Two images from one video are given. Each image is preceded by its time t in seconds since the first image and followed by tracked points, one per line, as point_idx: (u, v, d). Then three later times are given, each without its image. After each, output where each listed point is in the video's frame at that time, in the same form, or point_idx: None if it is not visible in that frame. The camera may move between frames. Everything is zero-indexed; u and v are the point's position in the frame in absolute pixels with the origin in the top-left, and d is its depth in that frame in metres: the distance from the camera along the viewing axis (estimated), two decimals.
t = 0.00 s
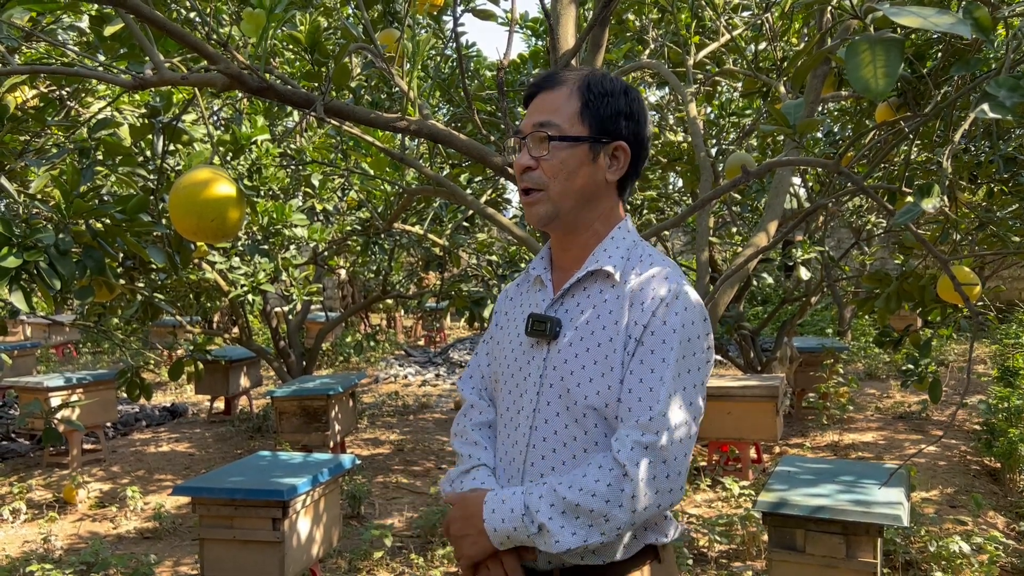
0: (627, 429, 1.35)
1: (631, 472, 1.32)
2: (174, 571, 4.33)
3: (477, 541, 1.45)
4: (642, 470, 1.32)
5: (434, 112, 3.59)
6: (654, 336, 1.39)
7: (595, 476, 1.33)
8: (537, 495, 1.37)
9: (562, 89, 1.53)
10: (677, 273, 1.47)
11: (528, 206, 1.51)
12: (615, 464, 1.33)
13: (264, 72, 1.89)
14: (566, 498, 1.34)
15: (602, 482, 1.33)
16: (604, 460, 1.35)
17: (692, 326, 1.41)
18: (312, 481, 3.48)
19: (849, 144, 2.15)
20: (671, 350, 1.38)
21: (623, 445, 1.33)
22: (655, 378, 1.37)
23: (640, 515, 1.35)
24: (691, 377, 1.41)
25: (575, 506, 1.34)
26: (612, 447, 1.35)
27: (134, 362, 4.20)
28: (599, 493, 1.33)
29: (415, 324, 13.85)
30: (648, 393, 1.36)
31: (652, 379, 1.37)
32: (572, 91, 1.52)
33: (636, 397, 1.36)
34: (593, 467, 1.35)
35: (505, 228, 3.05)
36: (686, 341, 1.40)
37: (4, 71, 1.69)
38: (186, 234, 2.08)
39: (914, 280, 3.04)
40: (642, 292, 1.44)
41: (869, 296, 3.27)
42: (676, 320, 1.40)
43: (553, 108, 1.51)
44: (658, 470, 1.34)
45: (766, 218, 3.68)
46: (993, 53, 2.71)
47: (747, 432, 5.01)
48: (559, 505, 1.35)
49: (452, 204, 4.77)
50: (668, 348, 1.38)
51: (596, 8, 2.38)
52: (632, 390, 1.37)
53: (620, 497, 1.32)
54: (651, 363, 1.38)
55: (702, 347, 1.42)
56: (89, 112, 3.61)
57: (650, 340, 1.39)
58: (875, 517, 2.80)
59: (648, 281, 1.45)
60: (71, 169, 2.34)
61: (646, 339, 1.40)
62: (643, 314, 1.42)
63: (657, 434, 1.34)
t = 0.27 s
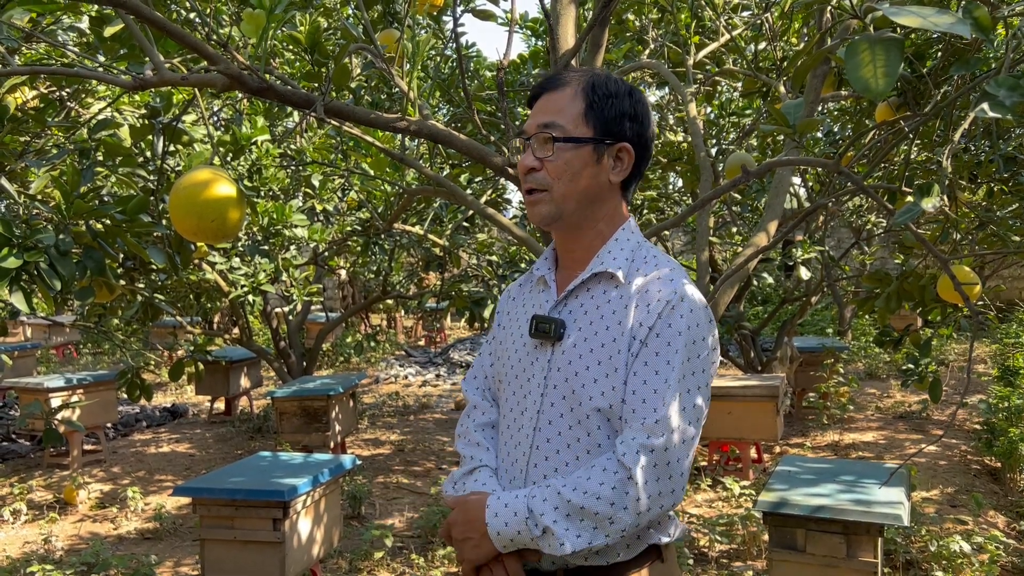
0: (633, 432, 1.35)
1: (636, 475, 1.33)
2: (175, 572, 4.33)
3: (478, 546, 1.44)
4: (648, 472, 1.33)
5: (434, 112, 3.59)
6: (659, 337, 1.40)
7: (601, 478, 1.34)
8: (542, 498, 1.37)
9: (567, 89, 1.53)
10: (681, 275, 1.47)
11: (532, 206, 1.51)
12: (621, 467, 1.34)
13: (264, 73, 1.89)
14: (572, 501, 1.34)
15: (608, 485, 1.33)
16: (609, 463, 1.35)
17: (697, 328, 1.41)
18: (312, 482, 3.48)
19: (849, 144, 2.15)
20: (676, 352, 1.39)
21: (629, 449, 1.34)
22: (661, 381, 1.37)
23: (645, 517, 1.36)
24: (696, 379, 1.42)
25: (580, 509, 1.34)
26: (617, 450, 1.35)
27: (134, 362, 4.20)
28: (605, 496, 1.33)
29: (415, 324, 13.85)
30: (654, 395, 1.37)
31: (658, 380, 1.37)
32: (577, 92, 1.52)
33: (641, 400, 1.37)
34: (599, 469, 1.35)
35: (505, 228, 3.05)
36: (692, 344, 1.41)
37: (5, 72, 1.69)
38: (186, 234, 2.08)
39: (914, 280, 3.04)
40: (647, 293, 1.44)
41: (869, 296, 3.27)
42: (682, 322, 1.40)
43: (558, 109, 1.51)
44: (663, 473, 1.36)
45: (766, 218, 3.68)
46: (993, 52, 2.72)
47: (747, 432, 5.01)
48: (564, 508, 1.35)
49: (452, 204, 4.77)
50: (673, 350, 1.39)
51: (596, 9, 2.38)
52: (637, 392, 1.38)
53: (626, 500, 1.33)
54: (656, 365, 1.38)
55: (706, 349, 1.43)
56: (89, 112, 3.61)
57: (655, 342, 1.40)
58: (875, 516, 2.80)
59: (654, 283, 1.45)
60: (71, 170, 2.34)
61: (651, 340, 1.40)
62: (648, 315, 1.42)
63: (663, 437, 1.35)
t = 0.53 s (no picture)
0: (645, 431, 1.36)
1: (650, 474, 1.34)
2: (176, 573, 4.33)
3: (488, 548, 1.44)
4: (660, 471, 1.34)
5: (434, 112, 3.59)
6: (668, 336, 1.41)
7: (613, 478, 1.34)
8: (554, 499, 1.37)
9: (586, 87, 1.52)
10: (687, 274, 1.49)
11: (546, 202, 1.49)
12: (633, 466, 1.34)
13: (265, 73, 1.89)
14: (585, 502, 1.34)
15: (621, 485, 1.34)
16: (621, 462, 1.35)
17: (704, 326, 1.43)
18: (313, 482, 3.48)
19: (849, 143, 2.15)
20: (686, 351, 1.40)
21: (641, 447, 1.34)
22: (671, 379, 1.38)
23: (658, 516, 1.37)
24: (704, 377, 1.43)
25: (594, 509, 1.34)
26: (629, 449, 1.36)
27: (134, 363, 4.20)
28: (619, 495, 1.34)
29: (415, 325, 13.85)
30: (665, 394, 1.37)
31: (668, 379, 1.38)
32: (600, 92, 1.51)
33: (651, 399, 1.38)
34: (610, 469, 1.36)
35: (506, 229, 3.05)
36: (700, 341, 1.42)
37: (5, 73, 1.69)
38: (186, 235, 2.08)
39: (914, 280, 3.04)
40: (654, 292, 1.45)
41: (869, 296, 3.27)
42: (690, 321, 1.41)
43: (582, 106, 1.50)
44: (676, 471, 1.36)
45: (766, 218, 3.68)
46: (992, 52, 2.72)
47: (748, 432, 5.01)
48: (577, 508, 1.35)
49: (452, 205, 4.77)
50: (683, 349, 1.40)
51: (596, 9, 2.38)
52: (647, 391, 1.39)
53: (640, 499, 1.34)
54: (666, 363, 1.39)
55: (713, 347, 1.45)
56: (88, 113, 3.61)
57: (664, 341, 1.40)
58: (876, 516, 2.80)
59: (659, 282, 1.46)
60: (71, 171, 2.34)
61: (660, 339, 1.41)
62: (656, 314, 1.42)
63: (675, 436, 1.35)
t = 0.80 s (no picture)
0: (653, 433, 1.36)
1: (660, 477, 1.34)
2: (176, 573, 4.33)
3: (495, 552, 1.44)
4: (669, 473, 1.35)
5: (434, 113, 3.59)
6: (674, 338, 1.41)
7: (622, 480, 1.34)
8: (562, 502, 1.37)
9: (592, 87, 1.51)
10: (691, 274, 1.49)
11: (554, 203, 1.49)
12: (642, 469, 1.34)
13: (265, 75, 1.89)
14: (595, 505, 1.34)
15: (630, 488, 1.34)
16: (630, 465, 1.36)
17: (709, 327, 1.43)
18: (313, 483, 3.48)
19: (849, 144, 2.15)
20: (692, 352, 1.40)
21: (650, 449, 1.34)
22: (678, 381, 1.39)
23: (667, 517, 1.37)
24: (709, 377, 1.44)
25: (602, 512, 1.34)
26: (637, 452, 1.36)
27: (134, 364, 4.20)
28: (628, 498, 1.34)
29: (415, 325, 13.86)
30: (672, 396, 1.38)
31: (675, 381, 1.39)
32: (608, 92, 1.51)
33: (659, 401, 1.38)
34: (619, 471, 1.36)
35: (506, 229, 3.05)
36: (706, 342, 1.43)
37: (5, 75, 1.70)
38: (186, 236, 2.09)
39: (914, 280, 3.04)
40: (659, 294, 1.45)
41: (869, 296, 3.27)
42: (696, 322, 1.41)
43: (590, 106, 1.49)
44: (684, 473, 1.37)
45: (766, 218, 3.68)
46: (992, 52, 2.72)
47: (748, 432, 5.01)
48: (586, 512, 1.35)
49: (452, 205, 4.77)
50: (689, 350, 1.40)
51: (596, 10, 2.38)
52: (654, 393, 1.39)
53: (649, 501, 1.34)
54: (673, 365, 1.40)
55: (718, 347, 1.46)
56: (88, 115, 3.61)
57: (671, 342, 1.41)
58: (876, 516, 2.81)
59: (664, 283, 1.46)
60: (71, 172, 2.34)
61: (666, 341, 1.41)
62: (662, 315, 1.43)
63: (684, 437, 1.36)
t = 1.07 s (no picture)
0: (653, 433, 1.36)
1: (660, 477, 1.34)
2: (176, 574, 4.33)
3: (496, 554, 1.44)
4: (670, 472, 1.35)
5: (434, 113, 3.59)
6: (674, 337, 1.41)
7: (623, 481, 1.34)
8: (564, 503, 1.37)
9: (589, 87, 1.51)
10: (690, 273, 1.49)
11: (553, 204, 1.50)
12: (643, 469, 1.34)
13: (264, 75, 1.89)
14: (596, 506, 1.34)
15: (631, 488, 1.34)
16: (631, 465, 1.36)
17: (709, 326, 1.43)
18: (313, 483, 3.48)
19: (848, 144, 2.15)
20: (693, 351, 1.40)
21: (650, 449, 1.34)
22: (679, 381, 1.39)
23: (669, 517, 1.37)
24: (710, 377, 1.44)
25: (604, 513, 1.34)
26: (638, 452, 1.36)
27: (134, 365, 4.20)
28: (629, 499, 1.34)
29: (415, 326, 13.86)
30: (673, 396, 1.38)
31: (676, 381, 1.39)
32: (605, 92, 1.51)
33: (659, 401, 1.38)
34: (620, 472, 1.36)
35: (506, 229, 3.05)
36: (706, 341, 1.43)
37: (5, 75, 1.69)
38: (186, 236, 2.09)
39: (914, 280, 3.04)
40: (659, 293, 1.45)
41: (869, 295, 3.27)
42: (696, 321, 1.41)
43: (587, 106, 1.49)
44: (686, 472, 1.37)
45: (766, 218, 3.68)
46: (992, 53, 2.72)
47: (748, 432, 5.01)
48: (587, 513, 1.35)
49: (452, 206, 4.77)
50: (689, 350, 1.40)
51: (595, 10, 2.38)
52: (655, 393, 1.39)
53: (651, 501, 1.34)
54: (672, 364, 1.40)
55: (718, 346, 1.46)
56: (88, 115, 3.61)
57: (670, 341, 1.41)
58: (876, 516, 2.81)
59: (664, 282, 1.46)
60: (71, 172, 2.34)
61: (666, 340, 1.41)
62: (662, 315, 1.43)
63: (684, 437, 1.36)
